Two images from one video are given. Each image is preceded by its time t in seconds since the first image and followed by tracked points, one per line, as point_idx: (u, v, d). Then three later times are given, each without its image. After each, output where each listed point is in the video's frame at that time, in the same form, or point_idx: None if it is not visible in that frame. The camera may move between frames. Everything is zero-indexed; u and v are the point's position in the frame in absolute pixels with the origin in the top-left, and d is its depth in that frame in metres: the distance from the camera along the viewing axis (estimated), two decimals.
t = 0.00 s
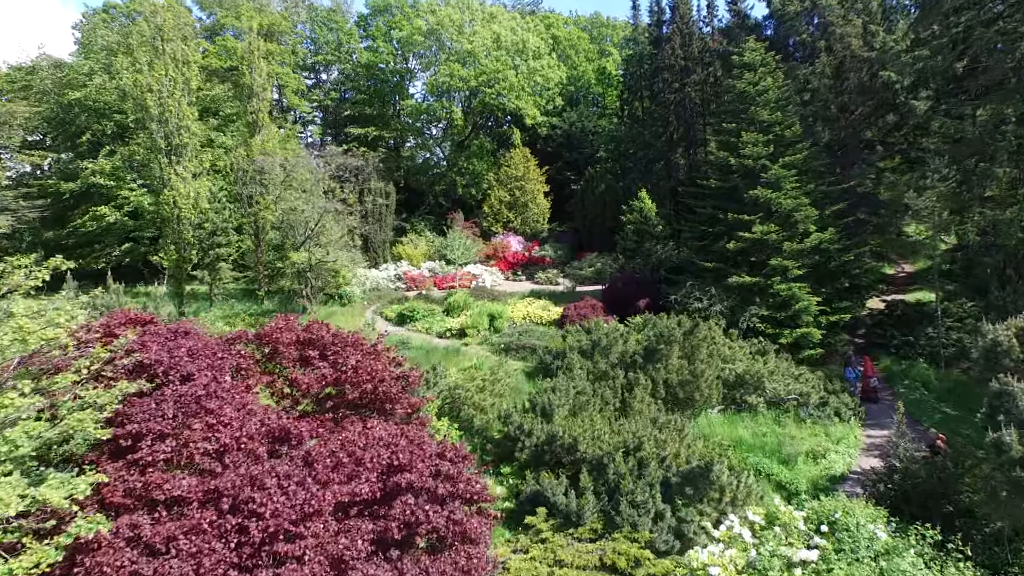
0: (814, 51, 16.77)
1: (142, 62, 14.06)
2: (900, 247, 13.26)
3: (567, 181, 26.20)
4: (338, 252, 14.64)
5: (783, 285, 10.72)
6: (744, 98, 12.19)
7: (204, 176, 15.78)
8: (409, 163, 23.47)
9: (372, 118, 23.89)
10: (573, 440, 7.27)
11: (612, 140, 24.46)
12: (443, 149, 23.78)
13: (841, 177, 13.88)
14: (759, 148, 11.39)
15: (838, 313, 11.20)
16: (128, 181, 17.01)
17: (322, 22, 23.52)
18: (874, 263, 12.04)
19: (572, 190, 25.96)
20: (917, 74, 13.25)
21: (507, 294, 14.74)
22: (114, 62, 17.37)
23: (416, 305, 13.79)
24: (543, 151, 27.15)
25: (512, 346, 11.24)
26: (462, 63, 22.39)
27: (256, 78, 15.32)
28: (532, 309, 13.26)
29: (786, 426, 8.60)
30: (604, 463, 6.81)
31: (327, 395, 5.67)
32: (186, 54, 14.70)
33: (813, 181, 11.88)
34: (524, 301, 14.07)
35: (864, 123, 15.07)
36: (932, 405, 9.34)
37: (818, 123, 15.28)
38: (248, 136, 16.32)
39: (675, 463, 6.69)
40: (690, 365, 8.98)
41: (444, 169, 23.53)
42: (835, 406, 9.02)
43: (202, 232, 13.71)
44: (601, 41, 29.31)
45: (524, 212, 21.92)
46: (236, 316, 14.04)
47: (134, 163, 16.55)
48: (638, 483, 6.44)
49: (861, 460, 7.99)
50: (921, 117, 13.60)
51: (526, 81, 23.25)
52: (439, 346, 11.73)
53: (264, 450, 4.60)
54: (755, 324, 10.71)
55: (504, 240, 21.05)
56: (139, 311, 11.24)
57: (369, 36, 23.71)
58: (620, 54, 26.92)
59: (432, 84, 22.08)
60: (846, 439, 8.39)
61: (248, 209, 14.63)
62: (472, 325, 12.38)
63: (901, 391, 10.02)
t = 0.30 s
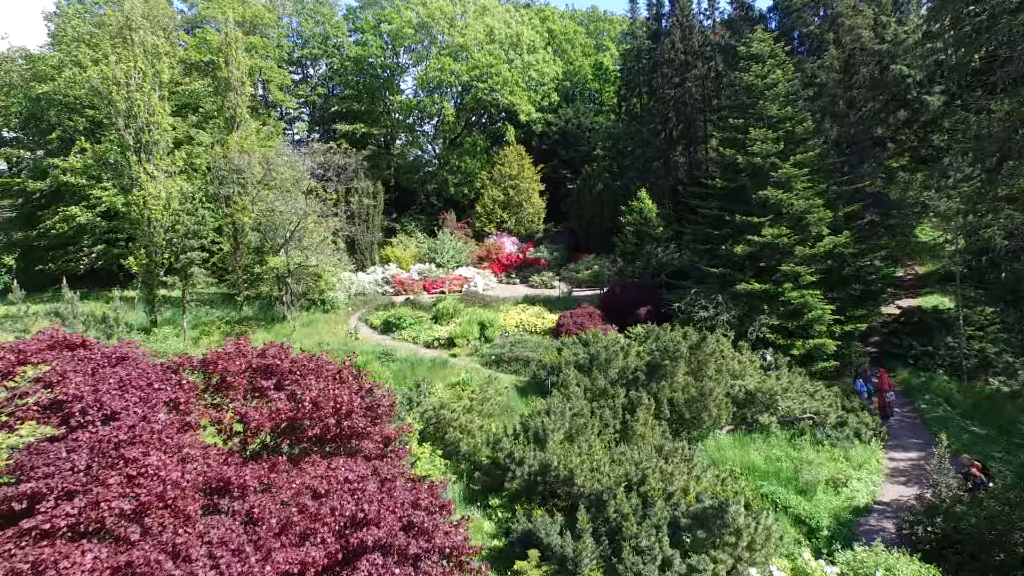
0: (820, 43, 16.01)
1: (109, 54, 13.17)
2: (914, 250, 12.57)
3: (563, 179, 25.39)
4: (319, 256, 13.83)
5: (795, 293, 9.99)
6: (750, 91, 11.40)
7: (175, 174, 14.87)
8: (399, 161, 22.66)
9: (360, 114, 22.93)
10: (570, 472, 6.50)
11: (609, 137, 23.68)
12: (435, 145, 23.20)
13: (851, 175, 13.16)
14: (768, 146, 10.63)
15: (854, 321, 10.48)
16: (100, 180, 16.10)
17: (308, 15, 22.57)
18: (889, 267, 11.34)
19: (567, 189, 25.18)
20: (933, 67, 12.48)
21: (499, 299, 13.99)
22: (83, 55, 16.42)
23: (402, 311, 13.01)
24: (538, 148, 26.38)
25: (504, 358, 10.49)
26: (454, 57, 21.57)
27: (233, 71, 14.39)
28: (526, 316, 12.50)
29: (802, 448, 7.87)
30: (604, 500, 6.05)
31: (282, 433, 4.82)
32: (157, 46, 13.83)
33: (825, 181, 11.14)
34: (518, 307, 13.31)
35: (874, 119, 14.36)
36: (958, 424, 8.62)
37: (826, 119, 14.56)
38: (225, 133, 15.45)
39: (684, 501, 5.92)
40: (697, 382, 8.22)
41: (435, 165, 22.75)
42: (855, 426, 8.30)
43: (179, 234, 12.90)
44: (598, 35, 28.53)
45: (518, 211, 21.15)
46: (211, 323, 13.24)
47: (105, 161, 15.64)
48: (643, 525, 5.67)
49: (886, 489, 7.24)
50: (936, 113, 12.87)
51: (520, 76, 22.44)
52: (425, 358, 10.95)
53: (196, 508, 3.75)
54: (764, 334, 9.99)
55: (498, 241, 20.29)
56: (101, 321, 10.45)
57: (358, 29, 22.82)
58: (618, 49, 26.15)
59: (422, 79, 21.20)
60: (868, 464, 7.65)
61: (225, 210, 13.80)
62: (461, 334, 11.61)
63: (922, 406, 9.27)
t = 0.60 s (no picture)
0: (831, 35, 15.22)
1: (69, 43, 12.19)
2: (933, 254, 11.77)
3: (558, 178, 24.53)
4: (299, 260, 12.93)
5: (811, 303, 9.15)
6: (761, 84, 10.57)
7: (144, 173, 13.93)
8: (388, 159, 21.76)
9: (348, 111, 21.96)
10: (565, 517, 5.60)
11: (607, 135, 22.84)
12: (427, 142, 22.25)
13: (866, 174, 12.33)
14: (782, 143, 9.80)
15: (873, 333, 9.65)
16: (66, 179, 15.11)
17: (294, 7, 21.56)
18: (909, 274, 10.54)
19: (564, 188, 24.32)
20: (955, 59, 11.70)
21: (491, 306, 13.13)
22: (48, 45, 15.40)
23: (386, 321, 12.14)
24: (533, 146, 25.53)
25: (494, 375, 9.65)
26: (445, 51, 20.67)
27: (205, 63, 13.47)
28: (519, 326, 11.66)
29: (826, 480, 7.03)
30: (605, 553, 5.18)
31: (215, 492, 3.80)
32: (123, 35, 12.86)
33: (841, 181, 10.32)
34: (510, 315, 12.46)
35: (888, 115, 13.56)
36: (994, 449, 7.80)
37: (837, 115, 13.75)
38: (200, 129, 14.52)
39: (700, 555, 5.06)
40: (708, 406, 7.37)
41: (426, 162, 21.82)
42: (882, 453, 7.45)
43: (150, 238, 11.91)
44: (595, 30, 27.65)
45: (512, 212, 20.30)
46: (181, 333, 12.36)
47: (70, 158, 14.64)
48: None
49: (921, 528, 6.37)
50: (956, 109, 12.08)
51: (515, 70, 21.54)
52: (409, 374, 10.11)
53: None
54: (778, 348, 9.18)
55: (490, 242, 19.45)
56: (51, 334, 9.52)
57: (346, 22, 21.88)
58: (615, 44, 25.29)
59: (412, 73, 20.28)
60: (899, 498, 6.79)
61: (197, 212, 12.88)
62: (448, 346, 10.77)
63: (951, 428, 8.42)
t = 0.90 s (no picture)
0: (844, 26, 14.37)
1: (19, 30, 11.12)
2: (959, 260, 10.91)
3: (555, 178, 23.62)
4: (275, 268, 11.97)
5: (835, 317, 8.26)
6: (776, 75, 9.67)
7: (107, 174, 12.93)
8: (376, 159, 20.79)
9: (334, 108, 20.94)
10: None
11: (605, 133, 21.94)
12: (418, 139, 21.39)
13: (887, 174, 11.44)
14: (801, 140, 8.92)
15: (901, 350, 8.75)
16: (24, 179, 14.02)
17: None
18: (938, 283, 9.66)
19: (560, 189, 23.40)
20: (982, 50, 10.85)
21: (482, 317, 12.20)
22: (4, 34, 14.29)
23: (368, 334, 11.19)
24: (529, 145, 24.63)
25: (485, 397, 8.72)
26: (436, 44, 19.70)
27: (171, 52, 12.34)
28: (513, 339, 10.75)
29: (863, 525, 6.07)
30: None
31: None
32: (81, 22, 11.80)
33: (865, 181, 9.43)
34: (503, 327, 11.53)
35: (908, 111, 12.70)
36: None
37: (852, 111, 12.89)
38: (169, 126, 13.49)
39: None
40: (725, 438, 6.45)
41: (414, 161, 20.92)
42: (924, 492, 6.51)
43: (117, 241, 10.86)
44: (593, 25, 26.79)
45: (506, 214, 19.38)
46: (145, 347, 11.38)
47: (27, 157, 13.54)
48: None
49: None
50: (982, 104, 11.25)
51: (509, 65, 20.58)
52: (390, 394, 9.18)
53: None
54: (798, 368, 8.28)
55: (483, 246, 18.53)
56: None
57: (332, 15, 20.85)
58: (614, 39, 24.43)
59: (401, 68, 19.31)
60: (949, 547, 5.83)
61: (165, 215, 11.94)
62: (434, 363, 9.84)
63: (994, 457, 7.50)
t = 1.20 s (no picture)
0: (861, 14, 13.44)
1: None
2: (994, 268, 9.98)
3: (552, 177, 22.63)
4: (248, 277, 10.96)
5: (870, 336, 7.29)
6: (798, 63, 8.73)
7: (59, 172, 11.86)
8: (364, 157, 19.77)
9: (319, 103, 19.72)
10: None
11: (604, 131, 20.98)
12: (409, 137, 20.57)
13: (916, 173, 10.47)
14: (830, 135, 7.95)
15: (943, 371, 7.77)
16: None
17: None
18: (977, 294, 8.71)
19: (558, 188, 22.40)
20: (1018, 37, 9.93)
21: (472, 330, 11.22)
22: None
23: (347, 349, 10.19)
24: (524, 143, 23.66)
25: (474, 426, 7.73)
26: (427, 36, 18.67)
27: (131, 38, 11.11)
28: (505, 356, 9.79)
29: None
30: None
31: None
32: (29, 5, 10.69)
33: (897, 181, 8.46)
34: (496, 341, 10.54)
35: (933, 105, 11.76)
36: None
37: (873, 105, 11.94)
38: (130, 120, 12.40)
39: None
40: (755, 486, 5.45)
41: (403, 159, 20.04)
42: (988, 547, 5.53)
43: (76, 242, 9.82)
44: (591, 19, 25.85)
45: (500, 215, 18.39)
46: (100, 363, 10.34)
47: None
48: None
49: None
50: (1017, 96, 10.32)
51: (504, 58, 19.57)
52: (369, 422, 8.18)
53: None
54: (828, 394, 7.31)
55: (476, 249, 17.53)
56: None
57: (318, 5, 19.77)
58: (613, 32, 23.48)
59: (390, 61, 18.26)
60: None
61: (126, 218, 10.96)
62: (419, 384, 8.86)
63: None
